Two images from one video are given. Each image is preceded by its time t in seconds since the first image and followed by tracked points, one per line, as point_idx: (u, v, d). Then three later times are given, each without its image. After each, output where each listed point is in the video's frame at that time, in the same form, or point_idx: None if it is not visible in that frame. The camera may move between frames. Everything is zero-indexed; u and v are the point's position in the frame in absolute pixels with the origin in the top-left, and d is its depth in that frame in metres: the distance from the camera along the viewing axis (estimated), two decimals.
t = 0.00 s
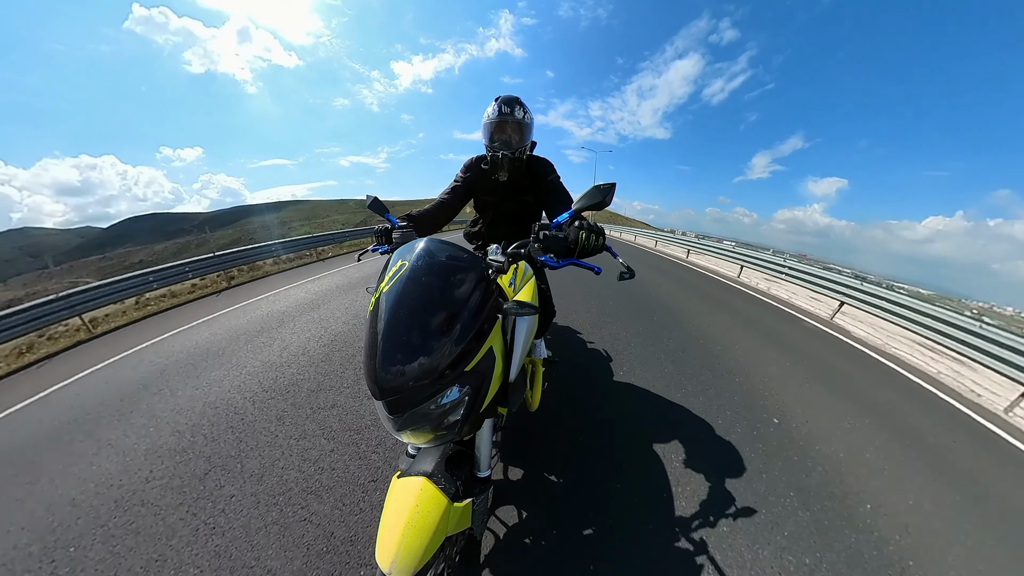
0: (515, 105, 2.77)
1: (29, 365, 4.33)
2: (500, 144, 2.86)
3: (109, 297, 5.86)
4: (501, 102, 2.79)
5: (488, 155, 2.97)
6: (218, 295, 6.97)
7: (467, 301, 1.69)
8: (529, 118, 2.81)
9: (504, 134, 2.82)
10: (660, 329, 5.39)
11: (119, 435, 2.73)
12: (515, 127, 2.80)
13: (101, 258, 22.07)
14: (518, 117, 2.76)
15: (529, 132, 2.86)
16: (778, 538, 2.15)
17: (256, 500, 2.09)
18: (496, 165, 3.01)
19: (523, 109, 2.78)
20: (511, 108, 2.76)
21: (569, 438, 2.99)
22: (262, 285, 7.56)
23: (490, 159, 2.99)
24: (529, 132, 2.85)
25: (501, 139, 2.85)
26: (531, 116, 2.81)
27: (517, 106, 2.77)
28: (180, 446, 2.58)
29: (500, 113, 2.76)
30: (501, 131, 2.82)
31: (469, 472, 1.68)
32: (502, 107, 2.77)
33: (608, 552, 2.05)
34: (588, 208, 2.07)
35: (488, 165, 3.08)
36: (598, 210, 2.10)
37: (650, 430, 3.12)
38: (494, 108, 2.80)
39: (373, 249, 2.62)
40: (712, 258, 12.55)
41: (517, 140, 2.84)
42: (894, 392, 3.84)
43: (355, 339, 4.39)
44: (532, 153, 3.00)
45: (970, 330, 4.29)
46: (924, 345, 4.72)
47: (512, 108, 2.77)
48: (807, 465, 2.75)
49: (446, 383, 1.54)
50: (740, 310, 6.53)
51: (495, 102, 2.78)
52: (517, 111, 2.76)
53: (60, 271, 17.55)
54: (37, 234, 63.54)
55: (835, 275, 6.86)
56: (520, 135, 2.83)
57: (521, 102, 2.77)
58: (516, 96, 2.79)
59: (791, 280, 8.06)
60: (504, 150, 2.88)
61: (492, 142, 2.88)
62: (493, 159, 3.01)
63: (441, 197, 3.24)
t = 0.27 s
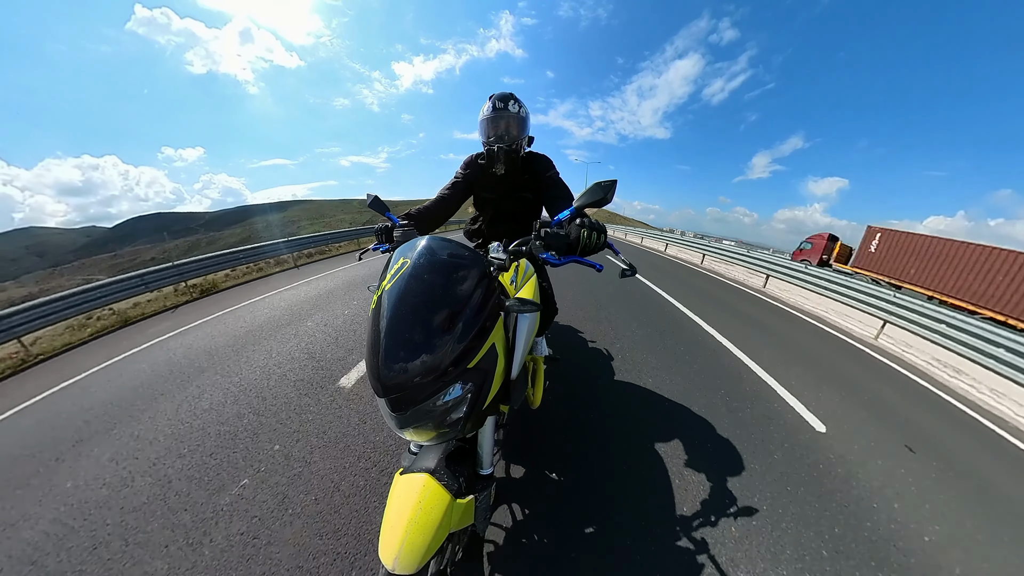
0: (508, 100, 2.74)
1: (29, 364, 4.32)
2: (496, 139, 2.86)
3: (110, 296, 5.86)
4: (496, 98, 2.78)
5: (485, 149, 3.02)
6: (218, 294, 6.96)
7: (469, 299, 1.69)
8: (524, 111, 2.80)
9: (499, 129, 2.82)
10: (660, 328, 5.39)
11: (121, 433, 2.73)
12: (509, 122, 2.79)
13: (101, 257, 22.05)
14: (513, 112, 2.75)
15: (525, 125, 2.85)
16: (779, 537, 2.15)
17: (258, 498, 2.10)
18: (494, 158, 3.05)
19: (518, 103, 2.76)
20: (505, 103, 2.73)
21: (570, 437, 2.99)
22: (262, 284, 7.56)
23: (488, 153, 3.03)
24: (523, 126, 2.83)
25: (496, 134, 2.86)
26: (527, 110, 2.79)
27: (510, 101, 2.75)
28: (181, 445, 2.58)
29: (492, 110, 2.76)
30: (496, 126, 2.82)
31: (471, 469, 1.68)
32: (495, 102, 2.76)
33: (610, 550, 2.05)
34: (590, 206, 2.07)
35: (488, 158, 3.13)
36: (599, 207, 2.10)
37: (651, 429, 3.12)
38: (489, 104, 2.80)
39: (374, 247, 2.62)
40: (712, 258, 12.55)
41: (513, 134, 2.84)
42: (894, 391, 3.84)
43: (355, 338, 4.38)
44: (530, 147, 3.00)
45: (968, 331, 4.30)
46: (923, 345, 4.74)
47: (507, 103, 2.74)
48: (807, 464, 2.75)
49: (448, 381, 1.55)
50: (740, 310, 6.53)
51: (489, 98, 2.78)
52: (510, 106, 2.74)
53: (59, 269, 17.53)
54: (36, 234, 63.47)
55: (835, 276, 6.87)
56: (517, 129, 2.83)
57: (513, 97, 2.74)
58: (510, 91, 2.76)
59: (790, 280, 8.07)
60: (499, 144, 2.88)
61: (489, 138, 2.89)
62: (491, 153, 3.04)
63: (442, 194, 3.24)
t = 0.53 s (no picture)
0: (506, 97, 2.77)
1: (30, 364, 4.33)
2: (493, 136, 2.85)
3: (112, 296, 5.87)
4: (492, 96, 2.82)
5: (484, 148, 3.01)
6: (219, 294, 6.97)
7: (469, 299, 1.70)
8: (521, 108, 2.80)
9: (496, 126, 2.82)
10: (661, 328, 5.39)
11: (123, 433, 2.74)
12: (506, 119, 2.79)
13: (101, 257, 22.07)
14: (509, 108, 2.76)
15: (523, 122, 2.83)
16: (778, 538, 2.15)
17: (259, 498, 2.11)
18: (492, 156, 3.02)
19: (514, 100, 2.77)
20: (501, 101, 2.77)
21: (570, 437, 2.99)
22: (262, 284, 7.56)
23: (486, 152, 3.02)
24: (520, 123, 2.82)
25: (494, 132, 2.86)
26: (523, 106, 2.79)
27: (508, 99, 2.77)
28: (183, 445, 2.59)
29: (490, 107, 2.78)
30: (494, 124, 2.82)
31: (470, 468, 1.69)
32: (492, 100, 2.78)
33: (609, 549, 2.06)
34: (590, 206, 2.07)
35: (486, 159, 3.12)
36: (600, 207, 2.11)
37: (651, 428, 3.13)
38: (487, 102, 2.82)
39: (374, 247, 2.63)
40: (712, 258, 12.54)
41: (511, 130, 2.81)
42: (893, 391, 3.84)
43: (356, 338, 4.39)
44: (529, 145, 2.99)
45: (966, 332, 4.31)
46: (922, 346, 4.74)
47: (502, 100, 2.77)
48: (806, 464, 2.76)
49: (448, 381, 1.55)
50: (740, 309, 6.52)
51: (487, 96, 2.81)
52: (507, 104, 2.76)
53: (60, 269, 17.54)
54: (38, 234, 63.57)
55: (835, 276, 6.87)
56: (514, 126, 2.81)
57: (511, 95, 2.76)
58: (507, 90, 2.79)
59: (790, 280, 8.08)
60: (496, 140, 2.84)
61: (486, 136, 2.89)
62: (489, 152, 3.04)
63: (442, 194, 3.26)
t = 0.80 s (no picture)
0: (508, 97, 2.77)
1: (30, 364, 4.33)
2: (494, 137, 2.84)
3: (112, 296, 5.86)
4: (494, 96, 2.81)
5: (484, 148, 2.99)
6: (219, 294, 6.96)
7: (467, 299, 1.70)
8: (523, 109, 2.80)
9: (498, 127, 2.81)
10: (660, 328, 5.38)
11: (122, 434, 2.73)
12: (508, 118, 2.79)
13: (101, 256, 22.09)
14: (511, 109, 2.75)
15: (524, 122, 2.83)
16: (778, 539, 2.15)
17: (258, 498, 2.10)
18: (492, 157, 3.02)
19: (517, 101, 2.77)
20: (503, 101, 2.76)
21: (569, 437, 2.99)
22: (262, 284, 7.56)
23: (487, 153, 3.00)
24: (522, 123, 2.83)
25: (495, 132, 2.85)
26: (525, 107, 2.79)
27: (510, 98, 2.77)
28: (182, 445, 2.59)
29: (492, 106, 2.77)
30: (496, 124, 2.82)
31: (468, 468, 1.70)
32: (494, 99, 2.77)
33: (607, 550, 2.06)
34: (590, 206, 2.07)
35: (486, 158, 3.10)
36: (599, 207, 2.10)
37: (650, 429, 3.13)
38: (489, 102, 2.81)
39: (373, 246, 2.63)
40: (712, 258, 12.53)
41: (512, 131, 2.81)
42: (893, 391, 3.84)
43: (355, 339, 4.39)
44: (529, 146, 2.99)
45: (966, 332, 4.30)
46: (922, 346, 4.74)
47: (504, 101, 2.77)
48: (805, 464, 2.76)
49: (446, 381, 1.55)
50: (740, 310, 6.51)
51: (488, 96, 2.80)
52: (509, 103, 2.75)
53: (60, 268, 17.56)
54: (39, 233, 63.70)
55: (835, 276, 6.86)
56: (515, 126, 2.81)
57: (513, 95, 2.76)
58: (509, 90, 2.79)
59: (790, 281, 8.06)
60: (498, 142, 2.85)
61: (487, 136, 2.88)
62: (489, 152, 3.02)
63: (442, 193, 3.25)
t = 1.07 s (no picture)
0: (505, 99, 2.77)
1: (33, 365, 4.34)
2: (492, 139, 2.84)
3: (112, 297, 5.86)
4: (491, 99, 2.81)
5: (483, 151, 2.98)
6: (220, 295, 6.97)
7: (467, 301, 1.70)
8: (520, 110, 2.80)
9: (496, 129, 2.81)
10: (660, 329, 5.38)
11: (123, 436, 2.73)
12: (506, 120, 2.79)
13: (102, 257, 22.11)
14: (508, 110, 2.75)
15: (522, 124, 2.83)
16: (777, 539, 2.15)
17: (259, 500, 2.10)
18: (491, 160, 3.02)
19: (513, 102, 2.77)
20: (500, 103, 2.76)
21: (569, 437, 2.99)
22: (263, 285, 7.56)
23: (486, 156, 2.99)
24: (520, 125, 2.83)
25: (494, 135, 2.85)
26: (522, 108, 2.79)
27: (507, 100, 2.77)
28: (183, 447, 2.59)
29: (490, 109, 2.77)
30: (494, 126, 2.82)
31: (469, 470, 1.70)
32: (491, 102, 2.77)
33: (607, 550, 2.06)
34: (589, 208, 2.07)
35: (485, 161, 3.10)
36: (598, 209, 2.11)
37: (650, 429, 3.13)
38: (486, 105, 2.81)
39: (373, 248, 2.64)
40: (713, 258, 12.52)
41: (510, 133, 2.81)
42: (893, 391, 3.83)
43: (355, 340, 4.39)
44: (528, 147, 2.99)
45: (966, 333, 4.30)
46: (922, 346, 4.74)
47: (501, 103, 2.76)
48: (805, 464, 2.76)
49: (446, 382, 1.55)
50: (740, 310, 6.51)
51: (484, 99, 2.79)
52: (507, 105, 2.76)
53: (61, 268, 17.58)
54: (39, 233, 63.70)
55: (835, 276, 6.86)
56: (513, 128, 2.81)
57: (510, 97, 2.77)
58: (505, 92, 2.79)
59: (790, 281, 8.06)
60: (496, 144, 2.84)
61: (485, 139, 2.88)
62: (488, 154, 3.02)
63: (441, 195, 3.25)
